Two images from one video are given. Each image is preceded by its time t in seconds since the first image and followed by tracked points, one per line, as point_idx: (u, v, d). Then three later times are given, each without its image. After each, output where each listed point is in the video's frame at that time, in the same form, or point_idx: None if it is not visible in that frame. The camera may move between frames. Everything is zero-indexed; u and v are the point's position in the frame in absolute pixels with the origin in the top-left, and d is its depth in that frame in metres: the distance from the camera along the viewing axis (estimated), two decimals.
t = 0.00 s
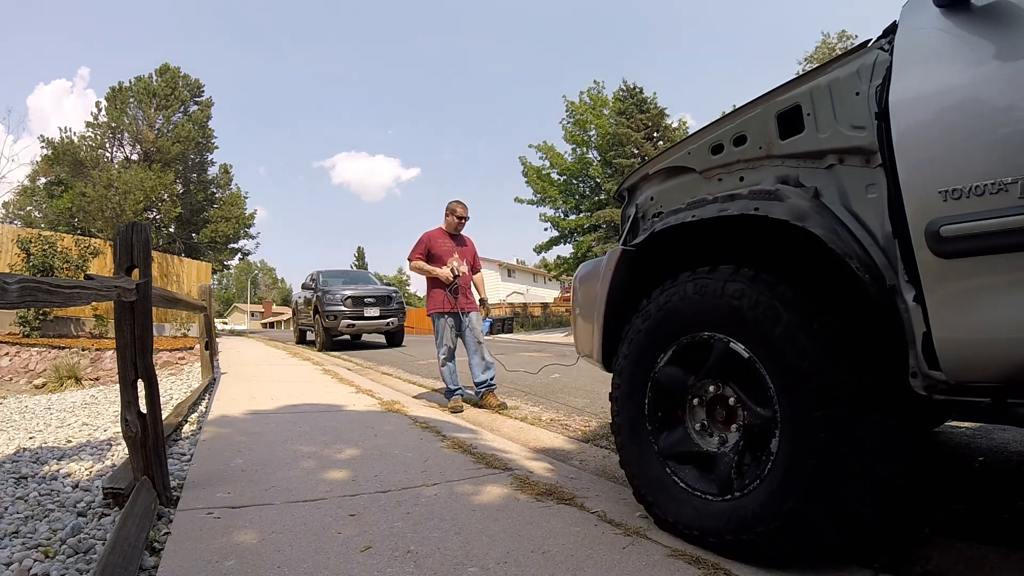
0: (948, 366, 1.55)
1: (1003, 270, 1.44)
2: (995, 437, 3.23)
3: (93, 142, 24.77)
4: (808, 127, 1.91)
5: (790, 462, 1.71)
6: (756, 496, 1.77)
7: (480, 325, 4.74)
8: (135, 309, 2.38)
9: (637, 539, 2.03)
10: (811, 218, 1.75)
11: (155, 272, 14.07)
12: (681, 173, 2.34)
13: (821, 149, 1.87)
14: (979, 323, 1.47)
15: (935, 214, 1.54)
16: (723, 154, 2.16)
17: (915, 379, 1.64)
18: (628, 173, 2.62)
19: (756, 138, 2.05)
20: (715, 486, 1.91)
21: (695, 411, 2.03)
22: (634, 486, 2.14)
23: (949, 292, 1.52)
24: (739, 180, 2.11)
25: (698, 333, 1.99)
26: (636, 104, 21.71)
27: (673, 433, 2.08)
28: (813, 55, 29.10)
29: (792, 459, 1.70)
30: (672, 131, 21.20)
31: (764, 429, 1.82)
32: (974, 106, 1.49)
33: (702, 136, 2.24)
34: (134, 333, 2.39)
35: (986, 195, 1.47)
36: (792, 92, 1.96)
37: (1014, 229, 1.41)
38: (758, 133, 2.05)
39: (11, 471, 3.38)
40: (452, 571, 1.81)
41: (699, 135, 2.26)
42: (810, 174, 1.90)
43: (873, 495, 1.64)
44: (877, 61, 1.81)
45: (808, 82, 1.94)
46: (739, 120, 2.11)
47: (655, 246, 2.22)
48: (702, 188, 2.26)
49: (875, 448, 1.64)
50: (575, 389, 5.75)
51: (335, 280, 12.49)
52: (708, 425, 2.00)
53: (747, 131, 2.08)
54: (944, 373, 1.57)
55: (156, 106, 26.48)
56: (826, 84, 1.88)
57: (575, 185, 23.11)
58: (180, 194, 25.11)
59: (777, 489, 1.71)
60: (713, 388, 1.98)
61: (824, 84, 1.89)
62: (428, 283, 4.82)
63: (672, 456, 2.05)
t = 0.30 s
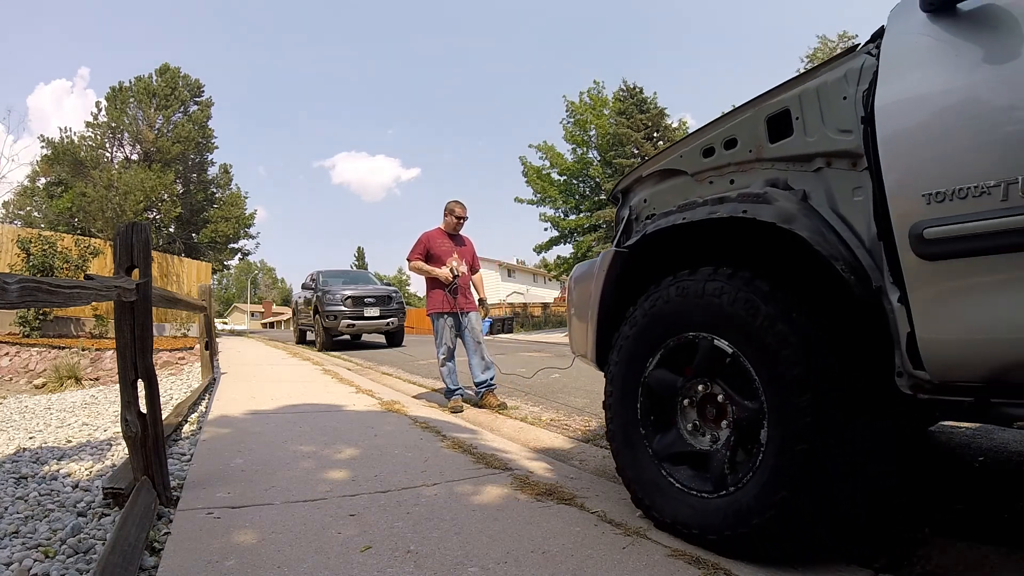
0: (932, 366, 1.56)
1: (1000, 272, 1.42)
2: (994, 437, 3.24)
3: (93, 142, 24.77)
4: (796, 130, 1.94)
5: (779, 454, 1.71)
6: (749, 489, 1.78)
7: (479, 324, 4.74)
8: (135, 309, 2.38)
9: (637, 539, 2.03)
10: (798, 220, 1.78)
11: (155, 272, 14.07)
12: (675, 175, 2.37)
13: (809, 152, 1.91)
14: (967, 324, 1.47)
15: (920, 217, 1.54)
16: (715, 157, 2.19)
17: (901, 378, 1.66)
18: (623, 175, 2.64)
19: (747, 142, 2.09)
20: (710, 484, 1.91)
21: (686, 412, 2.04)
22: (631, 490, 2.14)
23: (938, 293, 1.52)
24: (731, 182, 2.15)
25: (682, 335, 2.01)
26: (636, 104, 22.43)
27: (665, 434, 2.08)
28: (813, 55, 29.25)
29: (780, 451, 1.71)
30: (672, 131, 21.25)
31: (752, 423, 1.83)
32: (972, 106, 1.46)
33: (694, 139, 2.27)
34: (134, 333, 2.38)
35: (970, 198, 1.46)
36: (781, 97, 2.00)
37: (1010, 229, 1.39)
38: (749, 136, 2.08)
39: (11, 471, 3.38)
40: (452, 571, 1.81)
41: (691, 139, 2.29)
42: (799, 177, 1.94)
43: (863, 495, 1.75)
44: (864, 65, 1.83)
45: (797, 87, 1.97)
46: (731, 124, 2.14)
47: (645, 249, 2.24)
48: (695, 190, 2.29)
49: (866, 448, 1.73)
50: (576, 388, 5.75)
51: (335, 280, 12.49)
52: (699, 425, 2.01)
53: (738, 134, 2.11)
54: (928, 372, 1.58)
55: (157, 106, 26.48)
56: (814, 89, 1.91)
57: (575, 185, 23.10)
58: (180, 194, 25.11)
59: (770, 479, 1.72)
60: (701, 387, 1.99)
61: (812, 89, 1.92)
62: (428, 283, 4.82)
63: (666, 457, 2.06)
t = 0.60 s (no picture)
0: (916, 366, 1.59)
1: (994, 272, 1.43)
2: (994, 437, 3.24)
3: (94, 142, 24.77)
4: (785, 134, 1.96)
5: (769, 445, 1.74)
6: (741, 481, 1.79)
7: (479, 324, 4.74)
8: (134, 309, 2.38)
9: (637, 539, 2.02)
10: (784, 223, 1.80)
11: (155, 272, 14.07)
12: (667, 178, 2.38)
13: (797, 155, 1.92)
14: (958, 322, 1.48)
15: (902, 220, 1.57)
16: (706, 160, 2.20)
17: (887, 378, 1.69)
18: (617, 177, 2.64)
19: (737, 145, 2.10)
20: (704, 481, 1.93)
21: (677, 413, 2.07)
22: (628, 495, 2.14)
23: (920, 292, 1.55)
24: (721, 185, 2.16)
25: (668, 337, 2.05)
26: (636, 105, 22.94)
27: (658, 436, 2.10)
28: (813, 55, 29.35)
29: (769, 440, 1.74)
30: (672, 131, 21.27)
31: (739, 416, 1.86)
32: (971, 106, 1.45)
33: (686, 143, 2.29)
34: (134, 333, 2.39)
35: (953, 200, 1.49)
36: (770, 101, 2.01)
37: (1009, 229, 1.38)
38: (738, 140, 2.09)
39: (11, 471, 3.38)
40: (452, 571, 1.81)
41: (683, 142, 2.31)
42: (787, 179, 1.95)
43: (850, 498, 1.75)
44: (851, 70, 1.84)
45: (786, 91, 1.98)
46: (721, 128, 2.15)
47: (635, 253, 2.27)
48: (686, 193, 2.30)
49: (853, 448, 1.74)
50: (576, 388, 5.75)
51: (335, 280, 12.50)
52: (690, 425, 2.04)
53: (728, 138, 2.13)
54: (911, 371, 1.61)
55: (157, 106, 26.48)
56: (802, 93, 1.93)
57: (575, 185, 23.08)
58: (180, 194, 25.10)
59: (761, 469, 1.75)
60: (690, 386, 2.02)
61: (800, 93, 1.93)
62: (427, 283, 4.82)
63: (660, 458, 2.07)
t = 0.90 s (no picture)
0: (898, 365, 1.62)
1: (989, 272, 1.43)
2: (995, 437, 3.24)
3: (94, 142, 24.77)
4: (773, 138, 1.97)
5: (757, 434, 1.76)
6: (734, 473, 1.80)
7: (480, 324, 4.74)
8: (135, 309, 2.38)
9: (637, 539, 2.02)
10: (772, 226, 1.80)
11: (155, 272, 14.07)
12: (659, 180, 2.38)
13: (786, 159, 1.93)
14: (951, 322, 1.49)
15: (887, 222, 1.58)
16: (697, 163, 2.22)
17: (872, 377, 1.71)
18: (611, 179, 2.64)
19: (727, 149, 2.11)
20: (699, 477, 1.93)
21: (669, 413, 2.09)
22: (626, 498, 2.14)
23: (906, 293, 1.57)
24: (711, 187, 2.17)
25: (655, 338, 2.09)
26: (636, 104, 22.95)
27: (651, 437, 2.12)
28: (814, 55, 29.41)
29: (757, 428, 1.76)
30: (672, 130, 21.30)
31: (726, 408, 1.88)
32: (968, 106, 1.44)
33: (677, 146, 2.30)
34: (134, 333, 2.39)
35: (936, 203, 1.50)
36: (760, 105, 2.02)
37: (1005, 229, 1.37)
38: (728, 143, 2.10)
39: (11, 471, 3.38)
40: (452, 571, 1.81)
41: (675, 145, 2.32)
42: (776, 182, 1.96)
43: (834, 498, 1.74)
44: (839, 75, 1.85)
45: (775, 95, 2.00)
46: (711, 131, 2.16)
47: (625, 258, 2.30)
48: (678, 195, 2.31)
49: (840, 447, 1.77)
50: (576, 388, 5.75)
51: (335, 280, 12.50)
52: (681, 424, 2.05)
53: (718, 141, 2.14)
54: (895, 370, 1.64)
55: (157, 106, 26.48)
56: (791, 97, 1.94)
57: (575, 185, 23.07)
58: (180, 194, 25.10)
59: (751, 457, 1.76)
60: (679, 386, 2.04)
61: (789, 97, 1.95)
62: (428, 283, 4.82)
63: (653, 459, 2.08)
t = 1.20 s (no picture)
0: (882, 364, 1.63)
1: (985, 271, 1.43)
2: (994, 437, 3.24)
3: (94, 142, 24.77)
4: (762, 142, 1.98)
5: (745, 423, 1.77)
6: (726, 464, 1.81)
7: (483, 325, 4.74)
8: (135, 309, 2.38)
9: (637, 539, 2.02)
10: (759, 227, 1.81)
11: (155, 272, 14.07)
12: (652, 182, 2.40)
13: (774, 162, 1.94)
14: (949, 321, 1.48)
15: (869, 224, 1.61)
16: (688, 166, 2.23)
17: (858, 377, 1.72)
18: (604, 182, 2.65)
19: (717, 152, 2.12)
20: (693, 474, 1.94)
21: (661, 414, 2.10)
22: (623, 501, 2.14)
23: (895, 293, 1.57)
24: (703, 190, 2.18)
25: (644, 339, 2.10)
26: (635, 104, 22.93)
27: (644, 439, 2.12)
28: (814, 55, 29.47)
29: (744, 417, 1.78)
30: (672, 130, 21.31)
31: (714, 401, 1.90)
32: (966, 107, 1.43)
33: (669, 149, 2.31)
34: (134, 333, 2.38)
35: (919, 206, 1.52)
36: (750, 109, 2.03)
37: (1002, 229, 1.36)
38: (719, 146, 2.11)
39: (11, 471, 3.38)
40: (452, 571, 1.81)
41: (667, 148, 2.33)
42: (765, 185, 1.97)
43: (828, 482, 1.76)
44: (826, 79, 1.86)
45: (764, 99, 2.00)
46: (702, 135, 2.17)
47: (616, 262, 2.31)
48: (671, 198, 2.32)
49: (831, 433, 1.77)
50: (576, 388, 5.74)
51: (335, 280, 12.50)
52: (673, 423, 2.06)
53: (708, 145, 2.15)
54: (878, 370, 1.65)
55: (156, 106, 26.48)
56: (779, 102, 1.95)
57: (575, 185, 23.07)
58: (180, 195, 25.09)
59: (741, 446, 1.77)
60: (669, 386, 2.06)
61: (777, 102, 1.95)
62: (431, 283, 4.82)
63: (648, 459, 2.09)
